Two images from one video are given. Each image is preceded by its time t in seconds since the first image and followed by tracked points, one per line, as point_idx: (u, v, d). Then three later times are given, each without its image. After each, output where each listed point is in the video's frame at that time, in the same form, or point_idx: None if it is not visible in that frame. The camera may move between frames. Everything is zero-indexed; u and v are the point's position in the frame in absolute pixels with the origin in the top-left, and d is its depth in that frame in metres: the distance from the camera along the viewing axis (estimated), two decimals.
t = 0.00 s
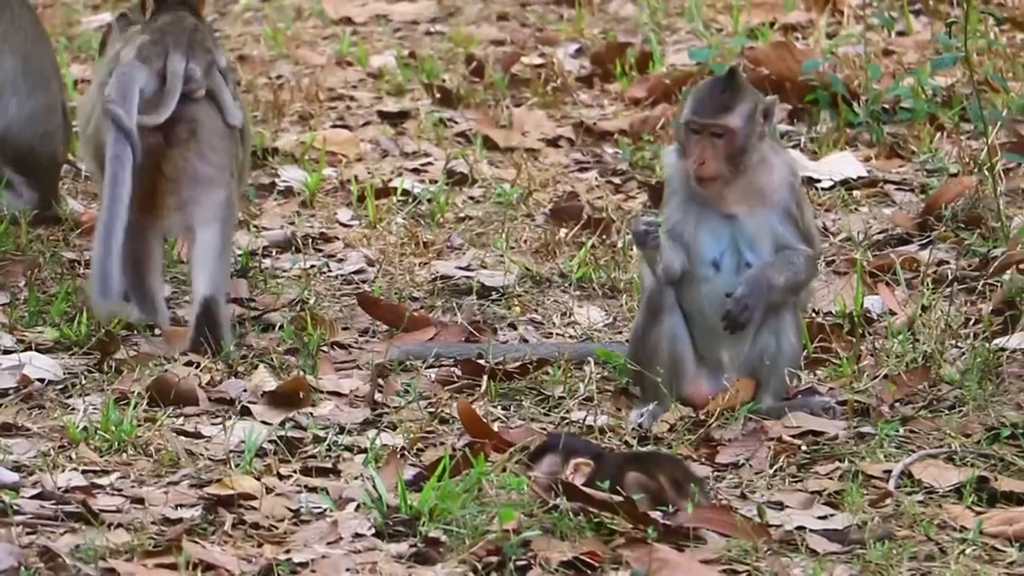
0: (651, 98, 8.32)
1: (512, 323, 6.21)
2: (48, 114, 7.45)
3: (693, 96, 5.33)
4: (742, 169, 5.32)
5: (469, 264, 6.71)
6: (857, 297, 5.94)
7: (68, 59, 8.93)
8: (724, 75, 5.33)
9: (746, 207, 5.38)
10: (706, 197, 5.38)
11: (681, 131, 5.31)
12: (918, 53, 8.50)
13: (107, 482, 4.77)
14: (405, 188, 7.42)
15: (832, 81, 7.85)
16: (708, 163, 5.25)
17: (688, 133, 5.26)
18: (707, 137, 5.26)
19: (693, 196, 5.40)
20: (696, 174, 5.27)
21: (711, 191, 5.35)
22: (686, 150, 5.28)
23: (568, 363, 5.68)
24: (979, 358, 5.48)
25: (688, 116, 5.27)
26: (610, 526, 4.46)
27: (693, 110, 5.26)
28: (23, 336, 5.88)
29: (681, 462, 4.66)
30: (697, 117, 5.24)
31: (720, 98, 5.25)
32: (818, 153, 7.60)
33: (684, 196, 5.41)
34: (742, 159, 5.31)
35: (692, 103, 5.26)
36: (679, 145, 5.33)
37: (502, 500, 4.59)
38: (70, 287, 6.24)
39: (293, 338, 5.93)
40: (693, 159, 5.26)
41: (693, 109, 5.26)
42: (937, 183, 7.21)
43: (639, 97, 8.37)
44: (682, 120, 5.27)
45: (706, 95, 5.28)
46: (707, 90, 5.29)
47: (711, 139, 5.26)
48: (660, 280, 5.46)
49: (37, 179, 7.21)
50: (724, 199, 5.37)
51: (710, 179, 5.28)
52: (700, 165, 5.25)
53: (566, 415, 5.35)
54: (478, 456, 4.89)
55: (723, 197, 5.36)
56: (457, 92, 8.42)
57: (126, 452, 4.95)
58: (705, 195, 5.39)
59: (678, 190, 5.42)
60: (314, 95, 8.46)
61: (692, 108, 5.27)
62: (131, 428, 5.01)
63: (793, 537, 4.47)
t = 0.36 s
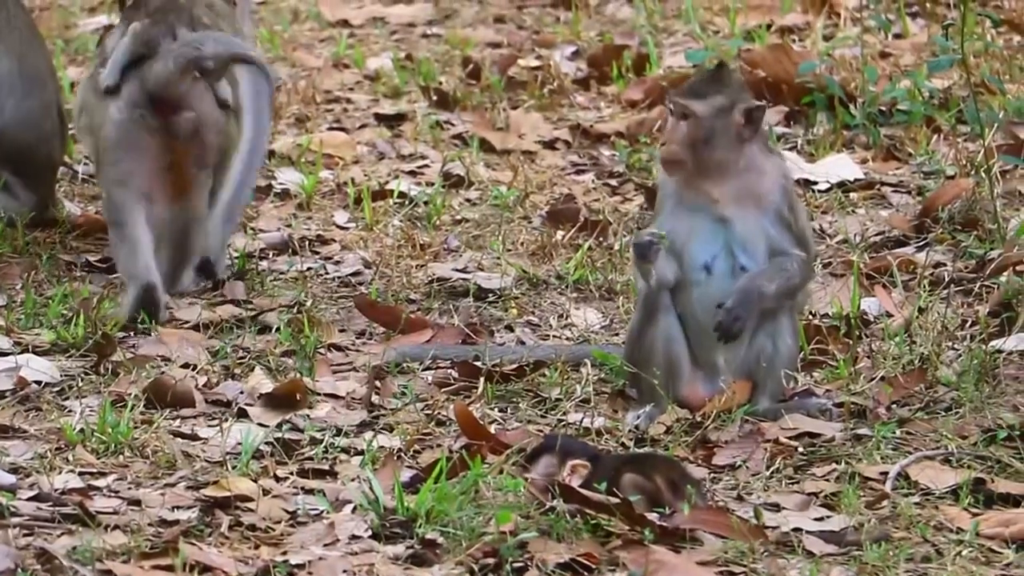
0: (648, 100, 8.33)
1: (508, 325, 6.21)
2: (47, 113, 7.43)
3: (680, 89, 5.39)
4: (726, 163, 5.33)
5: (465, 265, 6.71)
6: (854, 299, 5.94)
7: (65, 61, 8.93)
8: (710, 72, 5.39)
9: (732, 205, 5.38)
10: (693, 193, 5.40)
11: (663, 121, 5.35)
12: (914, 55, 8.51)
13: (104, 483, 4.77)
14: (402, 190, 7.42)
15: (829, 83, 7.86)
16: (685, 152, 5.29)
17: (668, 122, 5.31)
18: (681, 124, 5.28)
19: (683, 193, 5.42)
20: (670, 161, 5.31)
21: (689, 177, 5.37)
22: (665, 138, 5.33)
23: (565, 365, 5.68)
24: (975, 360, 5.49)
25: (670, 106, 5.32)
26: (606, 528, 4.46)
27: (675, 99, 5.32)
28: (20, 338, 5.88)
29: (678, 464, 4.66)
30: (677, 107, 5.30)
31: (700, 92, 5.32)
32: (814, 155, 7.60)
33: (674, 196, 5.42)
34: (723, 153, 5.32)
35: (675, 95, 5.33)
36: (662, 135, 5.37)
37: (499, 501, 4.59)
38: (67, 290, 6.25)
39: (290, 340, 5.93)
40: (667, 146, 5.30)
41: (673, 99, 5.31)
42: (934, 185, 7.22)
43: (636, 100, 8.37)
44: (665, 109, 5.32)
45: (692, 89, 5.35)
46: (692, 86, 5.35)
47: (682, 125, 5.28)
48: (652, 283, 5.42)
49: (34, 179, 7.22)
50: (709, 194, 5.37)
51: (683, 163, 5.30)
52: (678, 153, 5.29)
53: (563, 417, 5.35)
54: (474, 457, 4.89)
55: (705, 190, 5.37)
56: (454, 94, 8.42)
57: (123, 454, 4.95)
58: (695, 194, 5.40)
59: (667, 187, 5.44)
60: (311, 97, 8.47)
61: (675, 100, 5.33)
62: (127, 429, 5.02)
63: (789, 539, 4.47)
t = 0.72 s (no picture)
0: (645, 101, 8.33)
1: (505, 325, 6.21)
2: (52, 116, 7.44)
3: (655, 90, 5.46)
4: (699, 166, 5.35)
5: (462, 266, 6.71)
6: (851, 300, 5.95)
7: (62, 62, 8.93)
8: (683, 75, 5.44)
9: (711, 208, 5.39)
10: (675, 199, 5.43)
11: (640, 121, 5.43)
12: (912, 56, 8.52)
13: (101, 484, 4.77)
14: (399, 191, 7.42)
15: (826, 84, 7.86)
16: (656, 154, 5.34)
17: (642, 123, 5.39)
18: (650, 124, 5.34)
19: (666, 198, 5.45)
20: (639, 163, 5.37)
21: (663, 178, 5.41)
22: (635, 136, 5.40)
23: (562, 366, 5.68)
24: (972, 361, 5.49)
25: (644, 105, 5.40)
26: (603, 528, 4.46)
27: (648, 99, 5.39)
28: (17, 339, 5.88)
29: (674, 465, 4.66)
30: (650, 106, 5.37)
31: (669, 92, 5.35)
32: (811, 155, 7.61)
33: (658, 202, 5.47)
34: (696, 159, 5.34)
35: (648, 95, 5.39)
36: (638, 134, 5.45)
37: (496, 502, 4.59)
38: (64, 291, 6.25)
39: (287, 341, 5.93)
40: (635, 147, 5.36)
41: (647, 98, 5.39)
42: (931, 186, 7.22)
43: (633, 101, 8.38)
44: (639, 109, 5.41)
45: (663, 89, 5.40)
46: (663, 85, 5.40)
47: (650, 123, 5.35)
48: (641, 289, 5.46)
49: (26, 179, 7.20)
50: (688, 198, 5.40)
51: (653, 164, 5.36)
52: (648, 156, 5.35)
53: (559, 418, 5.35)
54: (471, 458, 4.89)
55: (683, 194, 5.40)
56: (451, 95, 8.43)
57: (120, 455, 4.95)
58: (676, 198, 5.43)
59: (651, 193, 5.49)
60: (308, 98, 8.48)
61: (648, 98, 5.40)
62: (125, 430, 5.02)
63: (786, 539, 4.47)
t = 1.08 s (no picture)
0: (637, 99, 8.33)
1: (498, 324, 6.20)
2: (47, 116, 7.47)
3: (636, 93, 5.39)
4: (695, 168, 5.36)
5: (454, 264, 6.70)
6: (844, 298, 5.94)
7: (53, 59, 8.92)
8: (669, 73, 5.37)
9: (699, 207, 5.41)
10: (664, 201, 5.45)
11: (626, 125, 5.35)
12: (904, 54, 8.52)
13: (92, 482, 4.76)
14: (391, 189, 7.42)
15: (818, 82, 7.86)
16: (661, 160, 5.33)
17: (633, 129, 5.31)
18: (649, 133, 5.29)
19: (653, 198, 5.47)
20: (638, 168, 5.34)
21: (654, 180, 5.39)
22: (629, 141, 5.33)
23: (554, 364, 5.67)
24: (964, 358, 5.49)
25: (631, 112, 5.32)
26: (595, 526, 4.46)
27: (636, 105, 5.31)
28: (8, 337, 5.87)
29: (666, 463, 4.66)
30: (643, 115, 5.28)
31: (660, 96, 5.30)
32: (804, 153, 7.61)
33: (647, 202, 5.48)
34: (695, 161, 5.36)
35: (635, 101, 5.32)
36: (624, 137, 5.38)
37: (488, 500, 4.59)
38: (55, 288, 6.24)
39: (279, 339, 5.93)
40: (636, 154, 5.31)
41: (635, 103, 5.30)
42: (923, 183, 7.22)
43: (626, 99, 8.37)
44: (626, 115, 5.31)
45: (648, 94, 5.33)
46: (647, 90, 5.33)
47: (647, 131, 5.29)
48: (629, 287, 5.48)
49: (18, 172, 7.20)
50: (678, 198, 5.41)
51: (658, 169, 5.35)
52: (650, 160, 5.33)
53: (551, 416, 5.34)
54: (463, 456, 4.88)
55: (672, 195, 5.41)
56: (444, 93, 8.42)
57: (111, 453, 4.94)
58: (663, 199, 5.45)
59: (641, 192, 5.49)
60: (300, 96, 8.47)
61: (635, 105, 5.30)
62: (116, 428, 5.01)
63: (778, 537, 4.47)
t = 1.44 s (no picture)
0: (630, 90, 8.33)
1: (490, 315, 6.20)
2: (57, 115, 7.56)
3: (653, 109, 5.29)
4: (712, 180, 5.37)
5: (447, 256, 6.69)
6: (836, 289, 5.94)
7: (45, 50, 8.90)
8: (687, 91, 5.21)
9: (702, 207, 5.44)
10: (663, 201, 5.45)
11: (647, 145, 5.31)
12: (897, 45, 8.52)
13: (85, 473, 4.76)
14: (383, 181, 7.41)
15: (811, 73, 7.86)
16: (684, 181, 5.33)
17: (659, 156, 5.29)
18: (675, 161, 5.28)
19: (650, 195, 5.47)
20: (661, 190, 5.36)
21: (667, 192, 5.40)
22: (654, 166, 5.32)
23: (547, 356, 5.67)
24: (957, 350, 5.49)
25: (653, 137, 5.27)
26: (588, 518, 4.46)
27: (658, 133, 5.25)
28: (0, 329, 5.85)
29: (659, 455, 4.65)
30: (668, 146, 5.25)
31: (683, 125, 5.22)
32: (796, 144, 7.60)
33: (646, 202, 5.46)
34: (713, 174, 5.35)
35: (657, 127, 5.25)
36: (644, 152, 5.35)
37: (481, 492, 4.58)
38: (47, 280, 6.22)
39: (271, 330, 5.91)
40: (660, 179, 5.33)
41: (657, 133, 5.25)
42: (916, 175, 7.21)
43: (618, 90, 8.37)
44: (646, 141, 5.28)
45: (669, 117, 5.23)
46: (665, 112, 5.23)
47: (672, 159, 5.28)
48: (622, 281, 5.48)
49: (16, 163, 7.22)
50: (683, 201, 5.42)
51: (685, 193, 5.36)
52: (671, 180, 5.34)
53: (544, 407, 5.33)
54: (456, 448, 4.88)
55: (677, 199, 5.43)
56: (436, 84, 8.42)
57: (104, 445, 4.93)
58: (667, 201, 5.45)
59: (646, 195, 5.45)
60: (292, 88, 8.46)
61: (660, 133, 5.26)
62: (108, 420, 5.00)
63: (770, 528, 4.46)
